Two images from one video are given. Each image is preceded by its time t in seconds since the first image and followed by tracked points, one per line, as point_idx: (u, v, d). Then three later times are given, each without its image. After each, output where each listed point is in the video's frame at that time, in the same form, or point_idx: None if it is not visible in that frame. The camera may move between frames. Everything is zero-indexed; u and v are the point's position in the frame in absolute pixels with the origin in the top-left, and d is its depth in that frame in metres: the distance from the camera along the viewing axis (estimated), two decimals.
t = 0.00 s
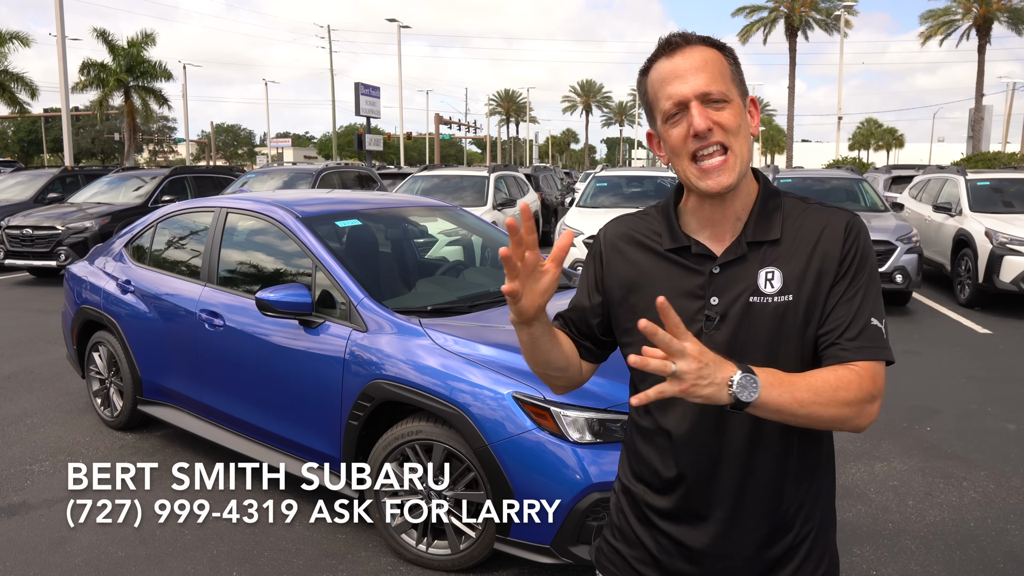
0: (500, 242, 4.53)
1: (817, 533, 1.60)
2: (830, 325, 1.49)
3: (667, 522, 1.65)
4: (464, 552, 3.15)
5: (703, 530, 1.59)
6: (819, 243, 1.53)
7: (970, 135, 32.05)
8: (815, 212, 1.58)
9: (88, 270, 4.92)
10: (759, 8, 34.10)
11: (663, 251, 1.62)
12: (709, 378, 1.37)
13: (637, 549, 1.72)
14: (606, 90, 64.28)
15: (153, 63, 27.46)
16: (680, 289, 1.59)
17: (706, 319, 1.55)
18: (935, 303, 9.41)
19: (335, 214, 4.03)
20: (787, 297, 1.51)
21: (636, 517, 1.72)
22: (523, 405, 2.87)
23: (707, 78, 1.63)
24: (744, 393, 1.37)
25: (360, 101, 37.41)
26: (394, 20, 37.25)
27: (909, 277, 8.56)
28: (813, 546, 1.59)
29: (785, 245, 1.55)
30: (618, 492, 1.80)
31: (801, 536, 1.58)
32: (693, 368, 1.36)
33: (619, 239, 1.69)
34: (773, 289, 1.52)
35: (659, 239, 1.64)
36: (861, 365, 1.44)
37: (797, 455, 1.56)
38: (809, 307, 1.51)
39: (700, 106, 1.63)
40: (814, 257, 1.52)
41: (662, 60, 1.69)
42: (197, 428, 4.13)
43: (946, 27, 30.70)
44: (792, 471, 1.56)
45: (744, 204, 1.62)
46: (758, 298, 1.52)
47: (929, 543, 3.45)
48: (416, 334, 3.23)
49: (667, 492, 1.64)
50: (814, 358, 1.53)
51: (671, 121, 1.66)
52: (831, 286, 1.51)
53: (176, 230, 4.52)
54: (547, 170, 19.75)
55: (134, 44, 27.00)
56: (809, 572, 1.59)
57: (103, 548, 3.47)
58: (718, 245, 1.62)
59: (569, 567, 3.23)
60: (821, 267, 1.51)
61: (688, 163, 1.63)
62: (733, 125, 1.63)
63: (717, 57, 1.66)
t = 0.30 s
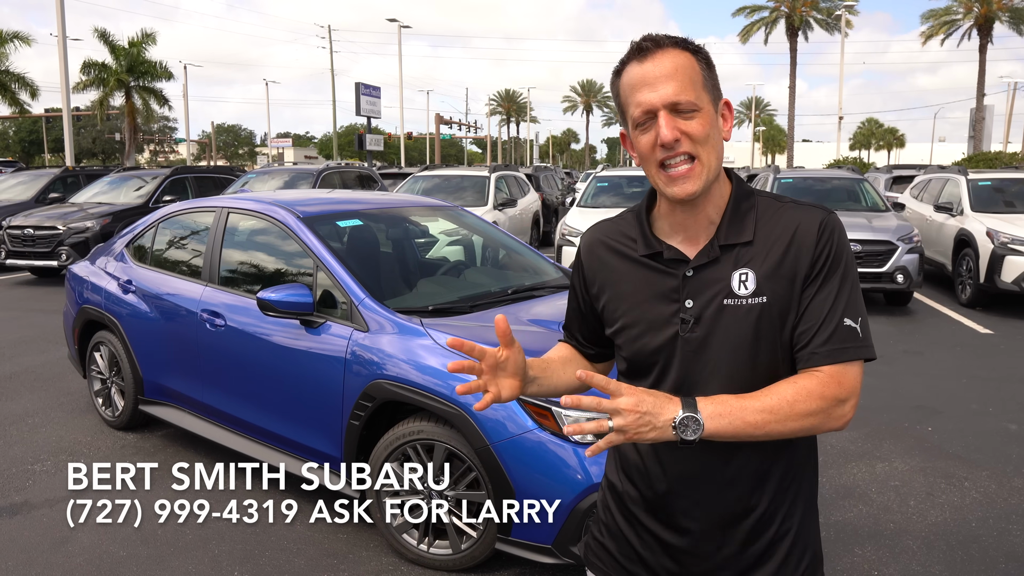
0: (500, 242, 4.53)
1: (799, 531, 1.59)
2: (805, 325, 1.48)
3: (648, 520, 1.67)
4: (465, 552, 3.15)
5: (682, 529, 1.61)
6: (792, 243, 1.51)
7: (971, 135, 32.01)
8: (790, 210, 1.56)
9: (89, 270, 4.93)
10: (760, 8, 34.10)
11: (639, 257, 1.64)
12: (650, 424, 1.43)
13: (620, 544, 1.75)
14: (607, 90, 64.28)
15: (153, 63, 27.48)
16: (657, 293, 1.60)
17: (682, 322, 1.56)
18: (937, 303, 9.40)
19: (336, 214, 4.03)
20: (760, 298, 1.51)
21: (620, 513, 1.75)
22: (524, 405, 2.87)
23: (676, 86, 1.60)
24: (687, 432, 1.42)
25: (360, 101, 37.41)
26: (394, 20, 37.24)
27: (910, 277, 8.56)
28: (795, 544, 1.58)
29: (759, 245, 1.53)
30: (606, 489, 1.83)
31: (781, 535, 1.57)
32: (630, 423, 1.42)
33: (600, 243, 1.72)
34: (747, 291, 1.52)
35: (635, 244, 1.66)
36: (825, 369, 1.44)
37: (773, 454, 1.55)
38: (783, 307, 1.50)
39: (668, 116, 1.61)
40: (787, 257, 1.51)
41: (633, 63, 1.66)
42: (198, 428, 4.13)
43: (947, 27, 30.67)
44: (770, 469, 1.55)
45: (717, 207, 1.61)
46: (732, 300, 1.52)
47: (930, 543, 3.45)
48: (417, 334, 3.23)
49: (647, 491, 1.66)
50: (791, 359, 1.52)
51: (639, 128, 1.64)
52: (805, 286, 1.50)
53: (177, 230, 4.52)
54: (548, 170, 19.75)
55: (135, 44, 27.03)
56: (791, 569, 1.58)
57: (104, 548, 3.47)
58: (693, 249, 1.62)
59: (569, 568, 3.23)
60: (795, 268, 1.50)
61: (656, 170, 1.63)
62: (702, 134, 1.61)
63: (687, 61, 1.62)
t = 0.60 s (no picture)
0: (502, 241, 4.52)
1: (799, 531, 1.59)
2: (806, 326, 1.48)
3: (646, 521, 1.66)
4: (467, 552, 3.14)
5: (680, 530, 1.61)
6: (794, 241, 1.51)
7: (972, 135, 31.99)
8: (791, 209, 1.56)
9: (90, 269, 4.92)
10: (761, 7, 34.08)
11: (640, 252, 1.63)
12: (659, 438, 1.43)
13: (620, 547, 1.74)
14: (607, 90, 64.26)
15: (154, 63, 27.48)
16: (657, 290, 1.59)
17: (683, 319, 1.55)
18: (938, 303, 9.40)
19: (338, 214, 4.02)
20: (761, 296, 1.50)
21: (618, 516, 1.74)
22: (527, 405, 2.86)
23: (665, 80, 1.60)
24: (696, 447, 1.43)
25: (361, 101, 37.42)
26: (394, 20, 36.93)
27: (911, 277, 8.55)
28: (795, 544, 1.58)
29: (760, 243, 1.53)
30: (604, 490, 1.82)
31: (781, 535, 1.57)
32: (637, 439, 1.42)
33: (600, 239, 1.72)
34: (749, 288, 1.51)
35: (637, 240, 1.65)
36: (827, 370, 1.45)
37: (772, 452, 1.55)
38: (785, 306, 1.50)
39: (653, 109, 1.61)
40: (790, 255, 1.51)
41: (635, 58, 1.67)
42: (199, 427, 4.13)
43: (949, 27, 30.64)
44: (768, 469, 1.55)
45: (715, 206, 1.61)
46: (734, 297, 1.52)
47: (932, 543, 3.45)
48: (419, 334, 3.23)
49: (646, 492, 1.65)
50: (792, 357, 1.52)
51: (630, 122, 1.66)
52: (807, 285, 1.50)
53: (178, 229, 4.52)
54: (548, 170, 19.75)
55: (136, 44, 27.05)
56: (791, 569, 1.58)
57: (105, 547, 3.47)
58: (693, 246, 1.61)
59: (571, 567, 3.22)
60: (798, 266, 1.50)
61: (643, 164, 1.64)
62: (689, 129, 1.60)
63: (684, 57, 1.60)
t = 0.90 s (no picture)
0: (503, 241, 4.52)
1: (795, 527, 1.60)
2: (809, 324, 1.49)
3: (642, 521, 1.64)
4: (469, 551, 3.14)
5: (678, 528, 1.60)
6: (789, 238, 1.52)
7: (973, 134, 31.97)
8: (786, 206, 1.57)
9: (91, 269, 4.93)
10: (762, 7, 34.09)
11: (635, 243, 1.62)
12: (673, 426, 1.44)
13: (614, 548, 1.72)
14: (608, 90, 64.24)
15: (155, 62, 27.51)
16: (651, 282, 1.58)
17: (676, 311, 1.54)
18: (939, 303, 9.39)
19: (340, 213, 4.02)
20: (756, 291, 1.51)
21: (612, 517, 1.72)
22: (528, 404, 2.86)
23: (677, 64, 1.63)
24: (710, 435, 1.45)
25: (362, 100, 37.42)
26: (397, 20, 36.75)
27: (912, 277, 8.55)
28: (790, 541, 1.59)
29: (755, 238, 1.54)
30: (594, 491, 1.79)
31: (777, 532, 1.58)
32: (651, 426, 1.43)
33: (592, 228, 1.69)
34: (743, 283, 1.51)
35: (632, 231, 1.63)
36: (835, 365, 1.47)
37: (769, 448, 1.56)
38: (781, 301, 1.51)
39: (665, 88, 1.62)
40: (787, 251, 1.51)
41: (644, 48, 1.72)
42: (201, 427, 4.13)
43: (949, 26, 30.62)
44: (765, 465, 1.56)
45: (713, 198, 1.61)
46: (728, 291, 1.52)
47: (933, 543, 3.45)
48: (420, 333, 3.23)
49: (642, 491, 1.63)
50: (786, 355, 1.53)
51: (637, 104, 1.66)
52: (803, 280, 1.50)
53: (179, 229, 4.52)
54: (549, 169, 19.74)
55: (137, 44, 27.07)
56: (786, 565, 1.59)
57: (106, 547, 3.47)
58: (687, 239, 1.61)
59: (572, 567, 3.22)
60: (794, 262, 1.51)
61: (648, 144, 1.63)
62: (697, 111, 1.61)
63: (695, 50, 1.65)
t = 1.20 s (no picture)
0: (504, 241, 4.52)
1: (784, 520, 1.61)
2: (799, 327, 1.52)
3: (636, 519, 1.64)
4: (469, 551, 3.15)
5: (671, 525, 1.60)
6: (777, 239, 1.53)
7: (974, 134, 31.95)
8: (772, 206, 1.58)
9: (92, 269, 4.93)
10: (762, 6, 34.11)
11: (623, 243, 1.62)
12: (681, 430, 1.45)
13: (607, 547, 1.72)
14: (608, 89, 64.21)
15: (156, 62, 27.54)
16: (639, 282, 1.59)
17: (665, 312, 1.54)
18: (940, 303, 9.38)
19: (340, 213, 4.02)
20: (745, 292, 1.51)
21: (604, 516, 1.72)
22: (528, 404, 2.87)
23: (669, 66, 1.65)
24: (715, 436, 1.47)
25: (363, 100, 37.42)
26: (398, 20, 36.40)
27: (912, 277, 8.55)
28: (780, 535, 1.61)
29: (744, 240, 1.54)
30: (586, 490, 1.80)
31: (767, 525, 1.59)
32: (660, 429, 1.44)
33: (582, 229, 1.70)
34: (732, 284, 1.51)
35: (620, 230, 1.64)
36: (826, 363, 1.51)
37: (758, 443, 1.58)
38: (770, 302, 1.51)
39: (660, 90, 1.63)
40: (775, 252, 1.52)
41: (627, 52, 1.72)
42: (202, 426, 4.14)
43: (950, 26, 30.59)
44: (753, 460, 1.57)
45: (702, 197, 1.62)
46: (717, 292, 1.52)
47: (934, 543, 3.45)
48: (422, 333, 3.23)
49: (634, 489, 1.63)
50: (775, 356, 1.54)
51: (630, 105, 1.65)
52: (791, 281, 1.51)
53: (180, 229, 4.52)
54: (550, 169, 19.74)
55: (138, 44, 27.08)
56: (777, 558, 1.60)
57: (107, 547, 3.47)
58: (676, 240, 1.62)
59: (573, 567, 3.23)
60: (783, 264, 1.51)
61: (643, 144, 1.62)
62: (692, 113, 1.63)
63: (682, 52, 1.68)
